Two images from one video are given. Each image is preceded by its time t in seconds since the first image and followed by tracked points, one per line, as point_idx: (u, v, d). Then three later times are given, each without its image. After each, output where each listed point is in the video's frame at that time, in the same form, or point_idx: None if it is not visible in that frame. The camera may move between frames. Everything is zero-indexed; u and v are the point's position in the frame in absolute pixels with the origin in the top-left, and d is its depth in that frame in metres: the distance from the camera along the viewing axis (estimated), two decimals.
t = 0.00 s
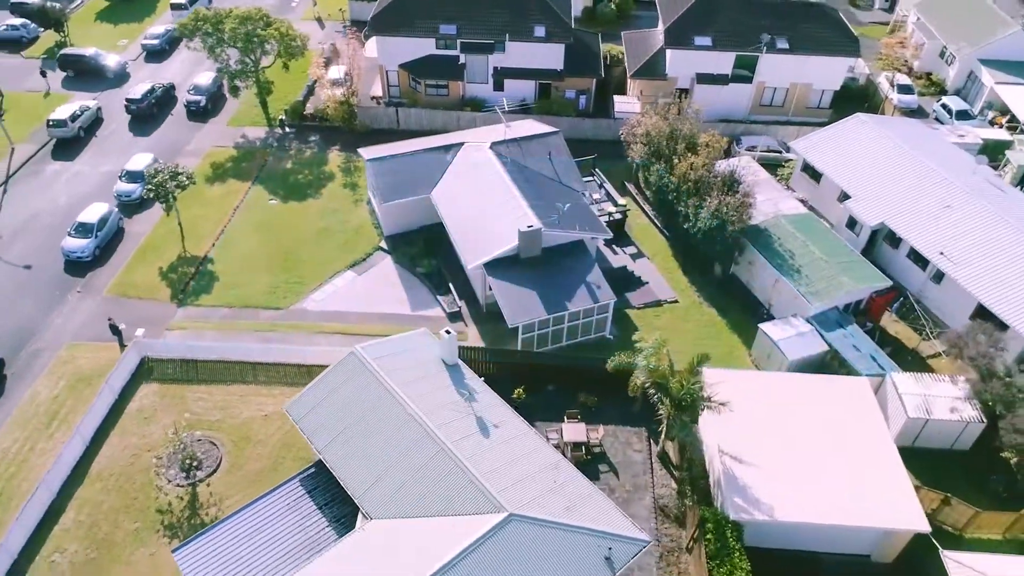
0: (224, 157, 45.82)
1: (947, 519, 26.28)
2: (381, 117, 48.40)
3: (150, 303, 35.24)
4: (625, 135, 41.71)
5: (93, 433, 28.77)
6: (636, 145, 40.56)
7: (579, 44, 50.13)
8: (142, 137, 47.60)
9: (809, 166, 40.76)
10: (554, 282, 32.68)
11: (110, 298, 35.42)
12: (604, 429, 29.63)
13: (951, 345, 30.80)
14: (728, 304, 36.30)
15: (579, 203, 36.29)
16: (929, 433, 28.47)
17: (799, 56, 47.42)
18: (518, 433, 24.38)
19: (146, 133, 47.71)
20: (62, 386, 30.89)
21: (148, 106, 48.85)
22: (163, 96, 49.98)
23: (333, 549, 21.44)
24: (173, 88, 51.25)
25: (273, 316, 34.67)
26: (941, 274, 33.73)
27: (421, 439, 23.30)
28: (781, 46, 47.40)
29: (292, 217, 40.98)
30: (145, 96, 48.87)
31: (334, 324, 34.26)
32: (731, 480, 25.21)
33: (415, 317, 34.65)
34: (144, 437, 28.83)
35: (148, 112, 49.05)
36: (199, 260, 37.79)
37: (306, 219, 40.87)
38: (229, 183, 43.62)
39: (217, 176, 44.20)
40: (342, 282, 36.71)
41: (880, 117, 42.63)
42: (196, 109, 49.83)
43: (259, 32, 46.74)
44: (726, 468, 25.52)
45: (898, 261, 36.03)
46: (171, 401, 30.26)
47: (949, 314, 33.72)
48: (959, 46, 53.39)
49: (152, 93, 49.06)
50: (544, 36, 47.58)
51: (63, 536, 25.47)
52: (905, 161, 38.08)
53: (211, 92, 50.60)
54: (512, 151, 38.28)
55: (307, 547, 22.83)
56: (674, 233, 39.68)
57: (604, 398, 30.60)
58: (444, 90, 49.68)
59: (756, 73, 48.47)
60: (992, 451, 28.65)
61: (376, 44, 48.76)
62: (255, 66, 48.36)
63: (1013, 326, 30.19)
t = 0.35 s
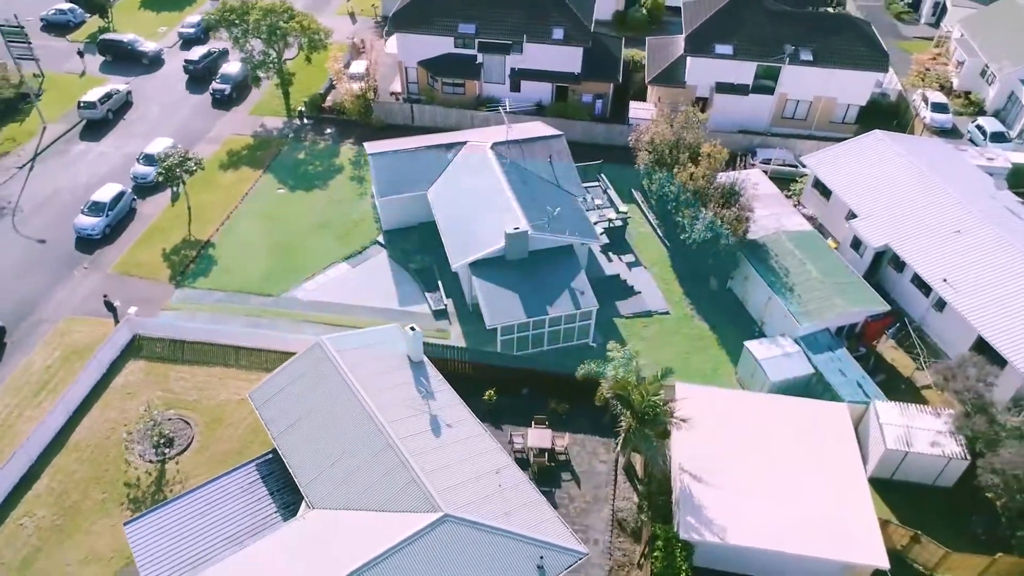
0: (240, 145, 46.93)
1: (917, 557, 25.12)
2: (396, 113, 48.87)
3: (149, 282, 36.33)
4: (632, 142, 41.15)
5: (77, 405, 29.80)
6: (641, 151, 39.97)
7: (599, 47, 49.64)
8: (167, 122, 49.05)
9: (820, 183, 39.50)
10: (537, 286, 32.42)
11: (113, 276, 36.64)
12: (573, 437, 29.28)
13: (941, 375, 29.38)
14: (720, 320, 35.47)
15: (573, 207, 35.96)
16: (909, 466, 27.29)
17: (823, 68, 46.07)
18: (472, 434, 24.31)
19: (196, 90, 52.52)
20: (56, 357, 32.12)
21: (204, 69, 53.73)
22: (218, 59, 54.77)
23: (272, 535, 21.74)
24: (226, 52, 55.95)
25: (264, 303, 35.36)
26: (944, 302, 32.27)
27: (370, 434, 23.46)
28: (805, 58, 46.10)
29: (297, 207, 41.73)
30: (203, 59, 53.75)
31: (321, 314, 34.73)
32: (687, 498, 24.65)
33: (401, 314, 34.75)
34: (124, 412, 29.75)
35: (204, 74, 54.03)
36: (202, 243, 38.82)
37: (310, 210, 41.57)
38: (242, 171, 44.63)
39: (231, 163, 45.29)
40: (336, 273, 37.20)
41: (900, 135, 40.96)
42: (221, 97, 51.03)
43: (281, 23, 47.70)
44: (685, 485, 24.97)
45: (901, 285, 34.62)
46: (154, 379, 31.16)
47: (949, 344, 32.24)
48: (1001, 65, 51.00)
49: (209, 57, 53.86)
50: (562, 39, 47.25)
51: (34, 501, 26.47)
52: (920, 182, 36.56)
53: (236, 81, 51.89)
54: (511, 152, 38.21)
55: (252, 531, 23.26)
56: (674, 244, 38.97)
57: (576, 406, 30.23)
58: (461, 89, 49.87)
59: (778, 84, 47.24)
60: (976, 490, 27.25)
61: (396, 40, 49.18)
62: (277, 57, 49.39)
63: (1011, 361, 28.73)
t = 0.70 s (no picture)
0: (257, 134, 48.01)
1: None
2: (411, 110, 49.28)
3: (152, 263, 37.48)
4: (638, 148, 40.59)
5: (65, 376, 30.96)
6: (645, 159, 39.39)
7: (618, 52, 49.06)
8: (191, 108, 50.52)
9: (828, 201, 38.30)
10: (519, 289, 32.27)
11: (118, 255, 37.92)
12: (539, 442, 29.06)
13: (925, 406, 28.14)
14: (710, 335, 34.70)
15: (566, 211, 35.67)
16: (882, 499, 26.23)
17: (846, 83, 44.60)
18: (424, 431, 24.35)
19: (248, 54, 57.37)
20: (54, 329, 33.43)
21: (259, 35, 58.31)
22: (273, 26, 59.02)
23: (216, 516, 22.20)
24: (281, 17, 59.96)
25: (257, 289, 36.11)
26: (941, 331, 30.92)
27: (322, 424, 23.73)
28: (827, 71, 44.71)
29: (303, 198, 42.46)
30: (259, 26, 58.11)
31: (310, 303, 35.30)
32: (639, 513, 24.29)
33: (388, 308, 34.93)
34: (108, 386, 30.77)
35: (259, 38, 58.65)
36: (207, 228, 39.86)
37: (315, 201, 42.27)
38: (255, 159, 45.64)
39: (246, 151, 46.35)
40: (330, 264, 37.72)
41: (920, 155, 39.37)
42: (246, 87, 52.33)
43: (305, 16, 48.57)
44: (639, 501, 24.58)
45: (901, 310, 33.31)
46: (141, 356, 32.14)
47: (944, 375, 30.89)
48: None
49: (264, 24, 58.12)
50: (579, 41, 46.90)
51: (12, 466, 27.61)
52: (932, 204, 35.04)
53: (261, 71, 53.07)
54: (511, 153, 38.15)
55: (203, 510, 23.79)
56: (672, 255, 38.30)
57: (546, 412, 29.99)
58: (477, 88, 49.95)
59: (799, 97, 45.93)
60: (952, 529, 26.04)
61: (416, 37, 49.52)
62: (300, 49, 50.36)
63: (1002, 397, 27.38)
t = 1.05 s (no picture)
0: (273, 125, 49.02)
1: None
2: (425, 107, 49.68)
3: (155, 245, 38.62)
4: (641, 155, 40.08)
5: (58, 349, 32.17)
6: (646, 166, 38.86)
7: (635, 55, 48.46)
8: (215, 97, 51.88)
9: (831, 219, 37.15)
10: (500, 289, 32.17)
11: (125, 235, 39.20)
12: (503, 445, 28.97)
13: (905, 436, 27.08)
14: (696, 348, 34.01)
15: (558, 215, 35.46)
16: (847, 529, 25.33)
17: (866, 98, 43.22)
18: (376, 426, 24.54)
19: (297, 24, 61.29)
20: (55, 303, 34.75)
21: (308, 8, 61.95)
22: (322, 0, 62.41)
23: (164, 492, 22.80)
24: None
25: (251, 276, 36.89)
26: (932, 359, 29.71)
27: (276, 411, 24.12)
28: (847, 84, 43.38)
29: (308, 189, 43.19)
30: None
31: (299, 293, 35.90)
32: (587, 524, 24.00)
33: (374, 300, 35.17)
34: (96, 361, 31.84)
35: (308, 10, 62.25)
36: (211, 214, 40.87)
37: (319, 192, 42.96)
38: (267, 148, 46.61)
39: (259, 141, 47.37)
40: (324, 255, 38.27)
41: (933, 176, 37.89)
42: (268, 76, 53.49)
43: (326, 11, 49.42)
44: (589, 511, 24.28)
45: (894, 336, 32.12)
46: (131, 334, 33.16)
47: (932, 406, 29.68)
48: None
49: None
50: (594, 45, 46.59)
51: None
52: (937, 227, 33.70)
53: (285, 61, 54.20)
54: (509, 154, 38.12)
55: (158, 486, 24.40)
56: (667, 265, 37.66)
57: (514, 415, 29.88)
58: (492, 88, 50.03)
59: (817, 110, 44.69)
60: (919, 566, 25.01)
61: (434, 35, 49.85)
62: (321, 43, 51.25)
63: (985, 432, 26.19)
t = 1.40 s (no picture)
0: (290, 116, 49.96)
1: None
2: (439, 105, 49.97)
3: (159, 227, 39.81)
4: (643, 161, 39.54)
5: (54, 321, 33.45)
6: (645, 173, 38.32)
7: (651, 61, 47.82)
8: (238, 86, 53.17)
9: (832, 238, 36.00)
10: (479, 289, 32.14)
11: (133, 216, 40.50)
12: (467, 445, 28.97)
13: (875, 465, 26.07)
14: (678, 361, 33.41)
15: (547, 218, 35.24)
16: (803, 556, 24.50)
17: (884, 114, 41.74)
18: (330, 417, 24.82)
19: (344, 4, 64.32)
20: (58, 278, 36.15)
21: None
22: None
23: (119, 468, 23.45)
24: None
25: (246, 262, 37.71)
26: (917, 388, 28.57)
27: (233, 396, 24.59)
28: (865, 99, 41.93)
29: (314, 180, 43.91)
30: None
31: (289, 281, 36.55)
32: (531, 531, 23.80)
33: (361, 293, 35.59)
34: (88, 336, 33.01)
35: None
36: (217, 200, 41.88)
37: (325, 184, 43.61)
38: (280, 139, 47.55)
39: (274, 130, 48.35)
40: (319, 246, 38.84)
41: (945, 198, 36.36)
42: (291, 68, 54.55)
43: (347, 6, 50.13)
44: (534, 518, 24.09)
45: (883, 362, 30.98)
46: (124, 312, 34.26)
47: (914, 437, 28.55)
48: None
49: None
50: (608, 49, 46.16)
51: None
52: (938, 251, 32.34)
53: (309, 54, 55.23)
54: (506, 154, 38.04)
55: (117, 462, 25.04)
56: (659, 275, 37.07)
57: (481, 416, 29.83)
58: (506, 88, 50.04)
59: (833, 125, 43.37)
60: None
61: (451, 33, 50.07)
62: (342, 37, 52.02)
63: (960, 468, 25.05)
